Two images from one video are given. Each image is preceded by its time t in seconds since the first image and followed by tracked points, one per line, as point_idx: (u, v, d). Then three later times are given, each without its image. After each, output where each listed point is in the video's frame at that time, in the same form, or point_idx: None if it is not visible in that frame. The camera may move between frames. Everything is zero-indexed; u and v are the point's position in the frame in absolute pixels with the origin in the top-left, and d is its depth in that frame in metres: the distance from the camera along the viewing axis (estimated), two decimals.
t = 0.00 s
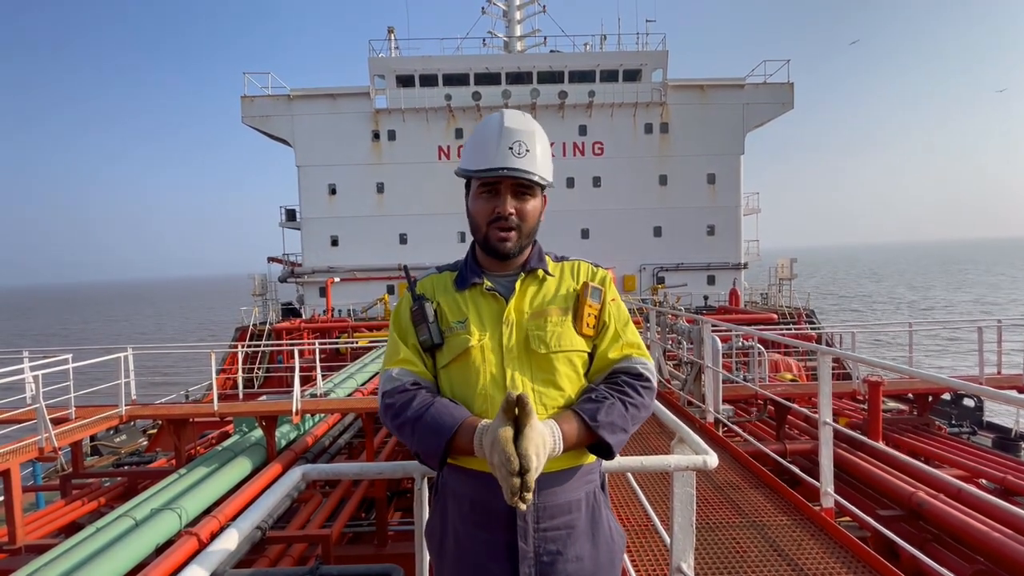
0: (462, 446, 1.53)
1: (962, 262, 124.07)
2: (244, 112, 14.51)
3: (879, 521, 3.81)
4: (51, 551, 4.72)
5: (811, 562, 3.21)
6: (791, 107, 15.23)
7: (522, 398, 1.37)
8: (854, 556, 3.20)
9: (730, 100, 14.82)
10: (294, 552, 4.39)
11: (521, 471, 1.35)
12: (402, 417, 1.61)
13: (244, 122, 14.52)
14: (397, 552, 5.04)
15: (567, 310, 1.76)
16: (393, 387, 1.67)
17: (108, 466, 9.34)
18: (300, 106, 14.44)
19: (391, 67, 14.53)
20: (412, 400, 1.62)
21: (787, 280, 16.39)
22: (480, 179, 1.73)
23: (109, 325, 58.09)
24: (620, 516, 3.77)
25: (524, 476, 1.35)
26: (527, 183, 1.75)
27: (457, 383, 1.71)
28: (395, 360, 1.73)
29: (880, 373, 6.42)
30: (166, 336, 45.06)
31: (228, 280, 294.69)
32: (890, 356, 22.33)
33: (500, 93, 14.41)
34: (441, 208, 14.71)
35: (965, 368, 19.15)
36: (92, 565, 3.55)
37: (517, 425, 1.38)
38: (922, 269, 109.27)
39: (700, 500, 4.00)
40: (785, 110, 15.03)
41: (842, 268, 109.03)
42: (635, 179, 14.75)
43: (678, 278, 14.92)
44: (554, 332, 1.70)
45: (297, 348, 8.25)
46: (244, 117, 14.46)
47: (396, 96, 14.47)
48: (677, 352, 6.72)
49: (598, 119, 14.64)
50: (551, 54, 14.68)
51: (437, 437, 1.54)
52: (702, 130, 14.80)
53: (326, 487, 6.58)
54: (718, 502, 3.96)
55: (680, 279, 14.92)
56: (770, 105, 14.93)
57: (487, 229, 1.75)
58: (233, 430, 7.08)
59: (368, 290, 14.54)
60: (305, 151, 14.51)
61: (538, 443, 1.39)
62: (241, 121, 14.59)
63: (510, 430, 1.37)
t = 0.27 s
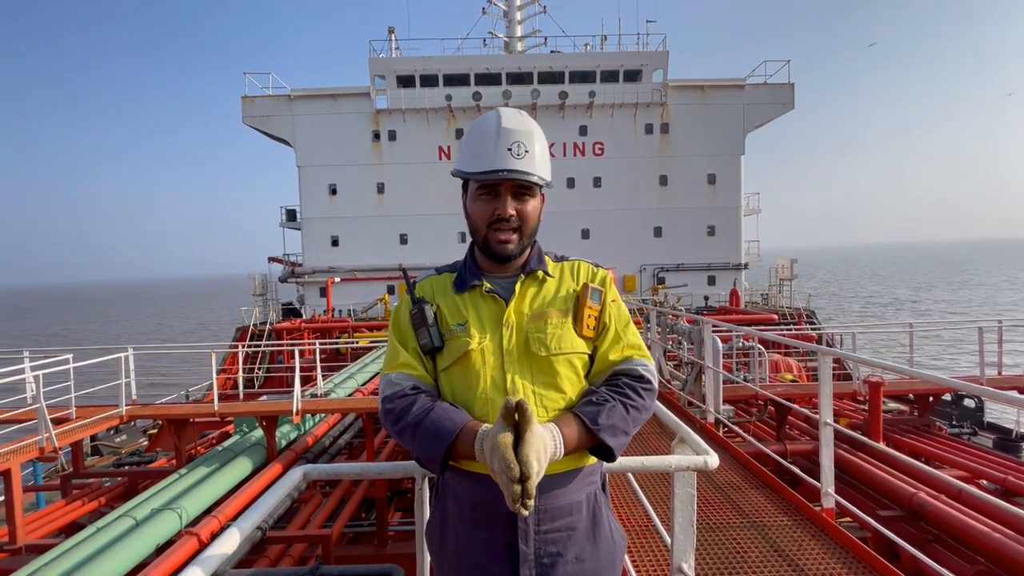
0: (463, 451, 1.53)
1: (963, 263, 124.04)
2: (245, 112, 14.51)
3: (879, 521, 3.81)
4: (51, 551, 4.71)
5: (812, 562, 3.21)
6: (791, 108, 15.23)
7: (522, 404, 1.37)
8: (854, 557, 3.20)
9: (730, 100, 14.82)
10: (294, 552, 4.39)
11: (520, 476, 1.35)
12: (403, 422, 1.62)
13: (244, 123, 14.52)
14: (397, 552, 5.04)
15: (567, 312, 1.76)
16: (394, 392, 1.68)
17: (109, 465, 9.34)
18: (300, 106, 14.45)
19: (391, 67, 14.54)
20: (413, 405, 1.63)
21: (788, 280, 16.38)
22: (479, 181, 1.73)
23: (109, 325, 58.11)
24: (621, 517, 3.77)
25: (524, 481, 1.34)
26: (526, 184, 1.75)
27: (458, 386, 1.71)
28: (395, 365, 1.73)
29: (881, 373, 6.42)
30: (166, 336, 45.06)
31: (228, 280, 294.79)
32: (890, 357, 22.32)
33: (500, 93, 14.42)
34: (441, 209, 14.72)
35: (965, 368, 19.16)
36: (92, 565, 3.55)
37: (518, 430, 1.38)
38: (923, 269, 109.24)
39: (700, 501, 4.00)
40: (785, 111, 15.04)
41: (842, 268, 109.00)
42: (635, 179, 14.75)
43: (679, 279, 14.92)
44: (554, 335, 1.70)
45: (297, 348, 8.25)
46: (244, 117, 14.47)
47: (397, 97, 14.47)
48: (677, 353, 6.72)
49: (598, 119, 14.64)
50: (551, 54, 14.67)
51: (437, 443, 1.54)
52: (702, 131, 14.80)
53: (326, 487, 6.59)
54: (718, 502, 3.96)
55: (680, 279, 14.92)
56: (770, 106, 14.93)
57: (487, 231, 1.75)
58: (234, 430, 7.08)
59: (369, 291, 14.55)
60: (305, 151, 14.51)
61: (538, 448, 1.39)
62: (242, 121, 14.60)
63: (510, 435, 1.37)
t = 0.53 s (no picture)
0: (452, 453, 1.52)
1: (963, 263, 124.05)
2: (245, 112, 14.52)
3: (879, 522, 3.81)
4: (51, 551, 4.71)
5: (812, 562, 3.21)
6: (792, 108, 15.23)
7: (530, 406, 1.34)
8: (855, 558, 3.20)
9: (730, 101, 14.82)
10: (294, 553, 4.40)
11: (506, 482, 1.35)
12: (397, 427, 1.63)
13: (245, 123, 14.53)
14: (397, 553, 5.04)
15: (567, 313, 1.75)
16: (389, 398, 1.69)
17: (109, 466, 9.34)
18: (301, 106, 14.46)
19: (391, 68, 14.54)
20: (407, 409, 1.63)
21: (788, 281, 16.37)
22: (476, 178, 1.73)
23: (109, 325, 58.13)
24: (621, 517, 3.77)
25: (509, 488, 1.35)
26: (524, 181, 1.75)
27: (458, 389, 1.71)
28: (393, 371, 1.73)
29: (881, 374, 6.41)
30: (166, 337, 45.09)
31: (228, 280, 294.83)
32: (890, 357, 22.31)
33: (501, 94, 14.44)
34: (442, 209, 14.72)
35: (965, 368, 19.15)
36: (93, 565, 3.55)
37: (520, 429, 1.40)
38: (923, 270, 109.22)
39: (700, 502, 3.99)
40: (786, 111, 15.04)
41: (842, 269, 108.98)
42: (635, 180, 14.75)
43: (679, 279, 14.91)
44: (554, 336, 1.70)
45: (297, 349, 8.25)
46: (245, 118, 14.48)
47: (397, 97, 14.48)
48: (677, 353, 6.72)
49: (598, 120, 14.65)
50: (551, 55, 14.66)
51: (429, 446, 1.55)
52: (702, 131, 14.80)
53: (326, 488, 6.59)
54: (719, 503, 3.96)
55: (681, 280, 14.91)
56: (771, 106, 14.94)
57: (485, 228, 1.75)
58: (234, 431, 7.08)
59: (369, 291, 14.55)
60: (306, 152, 14.52)
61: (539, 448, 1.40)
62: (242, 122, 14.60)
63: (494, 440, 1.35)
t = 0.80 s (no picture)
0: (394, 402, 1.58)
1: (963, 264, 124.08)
2: (245, 113, 14.52)
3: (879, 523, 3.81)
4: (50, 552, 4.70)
5: (812, 563, 3.21)
6: (791, 109, 15.23)
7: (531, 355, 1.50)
8: (855, 559, 3.19)
9: (730, 102, 14.82)
10: (294, 554, 4.41)
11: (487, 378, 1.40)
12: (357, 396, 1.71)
13: (245, 124, 14.54)
14: (397, 554, 5.03)
15: (567, 315, 1.75)
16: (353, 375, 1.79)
17: (109, 467, 9.34)
18: (301, 107, 14.46)
19: (392, 69, 14.55)
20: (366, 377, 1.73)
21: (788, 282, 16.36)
22: (478, 178, 1.73)
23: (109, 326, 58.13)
24: (621, 518, 3.76)
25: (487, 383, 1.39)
26: (525, 181, 1.76)
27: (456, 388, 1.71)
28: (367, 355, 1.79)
29: (881, 375, 6.41)
30: (167, 338, 45.10)
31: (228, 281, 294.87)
32: (891, 358, 22.30)
33: (501, 95, 14.44)
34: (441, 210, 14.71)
35: (965, 369, 19.14)
36: (92, 565, 3.55)
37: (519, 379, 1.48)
38: (923, 271, 109.23)
39: (700, 503, 3.99)
40: (785, 112, 15.04)
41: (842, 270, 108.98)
42: (635, 180, 14.75)
43: (679, 280, 14.90)
44: (553, 337, 1.70)
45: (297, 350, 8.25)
46: (245, 118, 14.49)
47: (397, 98, 14.47)
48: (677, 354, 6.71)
49: (598, 120, 14.65)
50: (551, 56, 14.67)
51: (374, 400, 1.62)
52: (702, 132, 14.80)
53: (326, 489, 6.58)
54: (719, 504, 3.96)
55: (681, 281, 14.91)
56: (770, 107, 14.94)
57: (486, 228, 1.75)
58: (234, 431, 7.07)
59: (369, 292, 14.54)
60: (306, 153, 14.52)
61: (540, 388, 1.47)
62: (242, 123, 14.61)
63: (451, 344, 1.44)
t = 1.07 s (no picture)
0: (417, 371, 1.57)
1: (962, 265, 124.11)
2: (245, 114, 14.53)
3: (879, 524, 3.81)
4: (49, 553, 4.70)
5: (812, 564, 3.20)
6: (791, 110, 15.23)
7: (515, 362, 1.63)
8: (856, 560, 3.19)
9: (730, 102, 14.82)
10: (294, 555, 4.38)
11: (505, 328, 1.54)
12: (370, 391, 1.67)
13: (245, 124, 14.54)
14: (397, 554, 5.04)
15: (565, 315, 1.75)
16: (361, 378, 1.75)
17: (108, 467, 9.33)
18: (301, 108, 14.46)
19: (392, 69, 14.57)
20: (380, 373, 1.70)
21: (788, 283, 16.37)
22: (471, 178, 1.73)
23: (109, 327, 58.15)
24: (621, 519, 3.76)
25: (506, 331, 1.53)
26: (520, 180, 1.75)
27: (455, 389, 1.71)
28: (372, 360, 1.78)
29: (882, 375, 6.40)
30: (167, 338, 45.12)
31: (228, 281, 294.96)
32: (890, 358, 22.31)
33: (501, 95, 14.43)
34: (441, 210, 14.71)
35: (966, 369, 19.12)
36: (93, 566, 3.55)
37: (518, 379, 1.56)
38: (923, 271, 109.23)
39: (700, 504, 3.98)
40: (785, 113, 15.04)
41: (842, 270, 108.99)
42: (635, 181, 14.75)
43: (679, 281, 14.90)
44: (551, 338, 1.70)
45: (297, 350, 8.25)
46: (245, 119, 14.50)
47: (397, 98, 14.46)
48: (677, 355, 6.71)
49: (598, 121, 14.65)
50: (551, 56, 14.67)
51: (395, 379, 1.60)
52: (702, 133, 14.80)
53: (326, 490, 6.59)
54: (719, 505, 3.95)
55: (681, 281, 14.90)
56: (770, 108, 14.95)
57: (481, 228, 1.75)
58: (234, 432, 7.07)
59: (369, 292, 14.54)
60: (306, 153, 14.53)
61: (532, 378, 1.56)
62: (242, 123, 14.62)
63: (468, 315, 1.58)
